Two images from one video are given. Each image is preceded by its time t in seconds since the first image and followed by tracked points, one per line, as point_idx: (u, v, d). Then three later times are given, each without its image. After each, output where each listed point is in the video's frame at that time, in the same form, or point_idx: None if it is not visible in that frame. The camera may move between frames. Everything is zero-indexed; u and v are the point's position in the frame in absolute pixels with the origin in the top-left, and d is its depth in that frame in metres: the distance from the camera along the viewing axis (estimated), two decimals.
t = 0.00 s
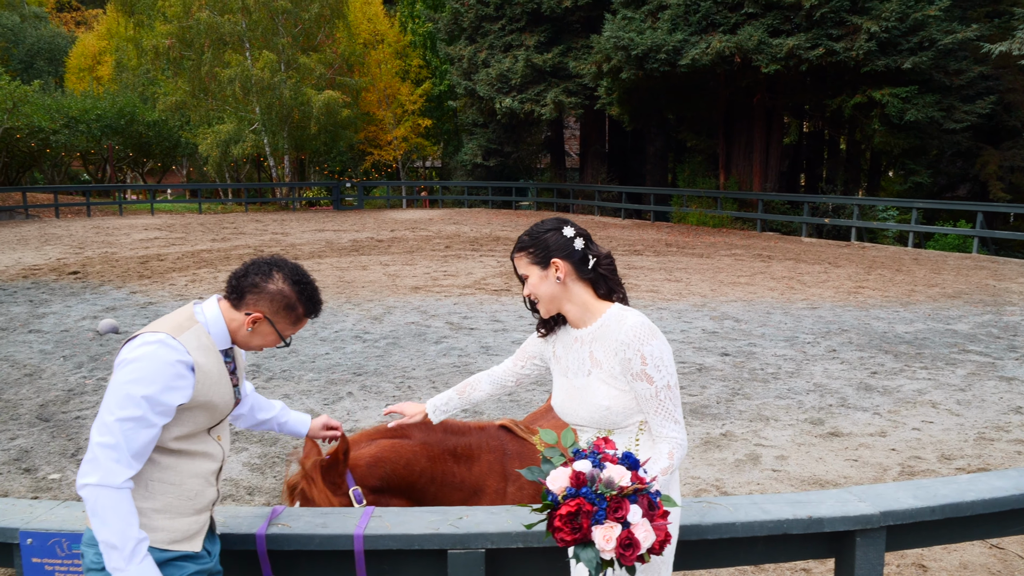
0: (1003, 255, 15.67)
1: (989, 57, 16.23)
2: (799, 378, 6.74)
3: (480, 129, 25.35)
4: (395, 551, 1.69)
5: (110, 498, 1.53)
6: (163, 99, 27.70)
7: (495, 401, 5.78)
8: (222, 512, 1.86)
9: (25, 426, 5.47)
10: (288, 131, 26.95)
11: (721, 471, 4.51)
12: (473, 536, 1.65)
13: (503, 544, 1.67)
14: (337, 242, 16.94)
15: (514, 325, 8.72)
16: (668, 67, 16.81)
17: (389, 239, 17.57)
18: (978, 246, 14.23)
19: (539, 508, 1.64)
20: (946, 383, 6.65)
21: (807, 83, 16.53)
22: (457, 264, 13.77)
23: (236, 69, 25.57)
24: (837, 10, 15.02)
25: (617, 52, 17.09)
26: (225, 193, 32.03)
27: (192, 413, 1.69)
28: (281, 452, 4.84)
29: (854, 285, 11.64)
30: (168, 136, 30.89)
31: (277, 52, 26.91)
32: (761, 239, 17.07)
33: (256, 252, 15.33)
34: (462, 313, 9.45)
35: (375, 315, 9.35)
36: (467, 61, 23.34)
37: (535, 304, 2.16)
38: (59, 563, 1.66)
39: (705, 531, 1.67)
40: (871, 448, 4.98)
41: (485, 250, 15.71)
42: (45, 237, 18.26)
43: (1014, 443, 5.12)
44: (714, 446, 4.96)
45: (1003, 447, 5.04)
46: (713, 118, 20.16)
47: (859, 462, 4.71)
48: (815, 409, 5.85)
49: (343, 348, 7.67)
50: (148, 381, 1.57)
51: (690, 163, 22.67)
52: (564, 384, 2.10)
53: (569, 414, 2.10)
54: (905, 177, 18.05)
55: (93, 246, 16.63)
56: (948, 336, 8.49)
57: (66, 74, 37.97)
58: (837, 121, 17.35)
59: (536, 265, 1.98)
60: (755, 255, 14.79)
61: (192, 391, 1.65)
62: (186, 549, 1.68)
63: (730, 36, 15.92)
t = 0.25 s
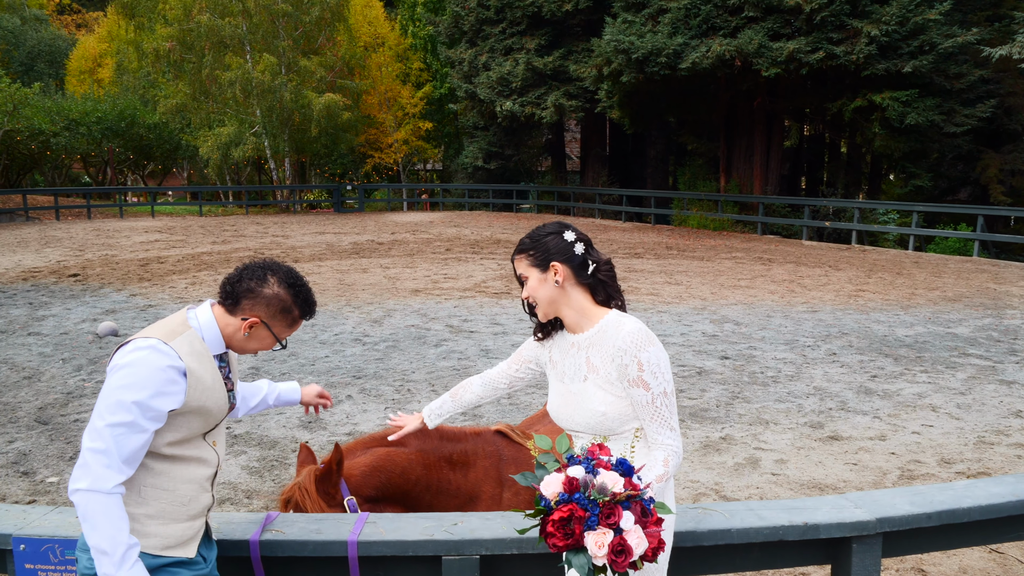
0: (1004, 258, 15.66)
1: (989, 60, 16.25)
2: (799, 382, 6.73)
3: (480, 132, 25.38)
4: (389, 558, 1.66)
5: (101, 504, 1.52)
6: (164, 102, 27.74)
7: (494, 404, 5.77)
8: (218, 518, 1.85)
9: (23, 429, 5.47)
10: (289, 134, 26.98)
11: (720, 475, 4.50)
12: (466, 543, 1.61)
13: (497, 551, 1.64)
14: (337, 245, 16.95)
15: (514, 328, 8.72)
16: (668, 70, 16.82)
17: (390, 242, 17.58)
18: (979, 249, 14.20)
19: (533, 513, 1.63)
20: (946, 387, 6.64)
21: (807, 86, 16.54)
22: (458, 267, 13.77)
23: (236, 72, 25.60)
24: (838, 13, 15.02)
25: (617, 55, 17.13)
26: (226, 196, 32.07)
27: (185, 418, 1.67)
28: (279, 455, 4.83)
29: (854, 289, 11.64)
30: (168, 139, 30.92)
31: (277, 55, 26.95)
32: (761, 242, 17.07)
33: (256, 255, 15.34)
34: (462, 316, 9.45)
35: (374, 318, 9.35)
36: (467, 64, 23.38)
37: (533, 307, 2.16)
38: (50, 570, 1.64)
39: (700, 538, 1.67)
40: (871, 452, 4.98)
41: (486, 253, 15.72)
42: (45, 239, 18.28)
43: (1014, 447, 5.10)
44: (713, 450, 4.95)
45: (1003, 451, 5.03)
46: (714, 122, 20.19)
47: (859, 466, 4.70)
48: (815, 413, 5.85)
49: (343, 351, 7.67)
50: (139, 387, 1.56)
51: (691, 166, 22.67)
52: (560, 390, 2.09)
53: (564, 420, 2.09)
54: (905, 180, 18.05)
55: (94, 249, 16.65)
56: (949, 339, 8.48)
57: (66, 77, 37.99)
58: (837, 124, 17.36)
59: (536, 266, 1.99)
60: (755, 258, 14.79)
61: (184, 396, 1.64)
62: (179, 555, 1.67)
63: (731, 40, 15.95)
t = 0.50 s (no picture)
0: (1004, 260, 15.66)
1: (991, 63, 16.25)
2: (800, 384, 6.72)
3: (482, 134, 25.39)
4: (390, 560, 1.65)
5: (110, 506, 1.51)
6: (166, 104, 27.76)
7: (494, 407, 5.77)
8: (221, 520, 1.83)
9: (24, 431, 5.47)
10: (290, 136, 27.00)
11: (721, 478, 4.50)
12: (469, 545, 1.60)
13: (500, 553, 1.62)
14: (338, 247, 16.96)
15: (514, 331, 8.72)
16: (670, 72, 16.83)
17: (391, 244, 17.58)
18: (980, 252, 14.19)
19: (537, 513, 1.63)
20: (947, 389, 6.63)
21: (809, 88, 16.53)
22: (458, 269, 13.78)
23: (238, 74, 25.63)
24: (840, 16, 15.03)
25: (619, 57, 17.11)
26: (227, 198, 32.09)
27: (190, 419, 1.66)
28: (280, 457, 4.83)
29: (855, 291, 11.63)
30: (170, 141, 30.95)
31: (279, 57, 26.96)
32: (763, 244, 17.07)
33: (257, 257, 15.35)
34: (462, 318, 9.45)
35: (375, 320, 9.35)
36: (469, 67, 23.40)
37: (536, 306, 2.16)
38: (53, 571, 1.64)
39: (701, 540, 1.66)
40: (872, 454, 4.97)
41: (487, 255, 15.72)
42: (47, 241, 18.29)
43: (1016, 450, 5.09)
44: (714, 452, 4.94)
45: (1004, 454, 5.02)
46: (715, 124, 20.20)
47: (860, 468, 4.70)
48: (816, 415, 5.84)
49: (344, 353, 7.67)
50: (144, 390, 1.55)
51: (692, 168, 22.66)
52: (562, 392, 2.08)
53: (566, 421, 2.08)
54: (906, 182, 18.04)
55: (95, 251, 16.66)
56: (950, 341, 8.47)
57: (68, 79, 38.01)
58: (839, 126, 17.35)
59: (543, 265, 1.99)
60: (756, 260, 14.78)
61: (189, 397, 1.63)
62: (184, 555, 1.66)
63: (732, 42, 15.96)
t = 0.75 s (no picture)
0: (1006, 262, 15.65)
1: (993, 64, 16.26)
2: (802, 385, 6.72)
3: (484, 135, 25.43)
4: (394, 557, 1.64)
5: (119, 498, 1.51)
6: (168, 106, 27.81)
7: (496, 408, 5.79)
8: (225, 517, 1.82)
9: (28, 431, 5.48)
10: (293, 137, 27.06)
11: (723, 478, 4.51)
12: (473, 543, 1.60)
13: (504, 550, 1.62)
14: (341, 249, 16.98)
15: (517, 332, 8.74)
16: (672, 74, 16.84)
17: (393, 245, 17.61)
18: (982, 253, 14.18)
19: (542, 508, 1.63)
20: (950, 391, 6.62)
21: (811, 89, 16.54)
22: (461, 271, 13.80)
23: (240, 76, 25.67)
24: (841, 17, 15.04)
25: (621, 59, 17.09)
26: (229, 199, 32.15)
27: (195, 413, 1.67)
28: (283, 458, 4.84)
29: (858, 292, 11.64)
30: (172, 143, 31.00)
31: (281, 59, 27.00)
32: (764, 245, 17.09)
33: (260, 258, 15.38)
34: (465, 320, 9.47)
35: (378, 321, 9.37)
36: (471, 68, 23.44)
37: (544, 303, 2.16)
38: (61, 567, 1.65)
39: (705, 537, 1.67)
40: (874, 455, 4.97)
41: (489, 256, 15.75)
42: (50, 243, 18.34)
43: (1018, 451, 5.09)
44: (716, 453, 4.95)
45: (1007, 455, 5.02)
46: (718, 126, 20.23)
47: (863, 469, 4.71)
48: (818, 417, 5.84)
49: (346, 354, 7.69)
50: (153, 383, 1.56)
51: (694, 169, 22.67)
52: (569, 389, 2.09)
53: (572, 418, 2.09)
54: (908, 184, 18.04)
55: (98, 252, 16.69)
56: (952, 343, 8.47)
57: (71, 81, 38.06)
58: (841, 127, 17.35)
59: (551, 262, 1.99)
60: (758, 262, 14.79)
61: (195, 390, 1.64)
62: (188, 551, 1.65)
63: (734, 43, 15.97)
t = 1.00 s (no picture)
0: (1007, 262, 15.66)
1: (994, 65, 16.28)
2: (803, 386, 6.73)
3: (485, 137, 25.45)
4: (398, 555, 1.65)
5: (126, 494, 1.52)
6: (169, 107, 27.81)
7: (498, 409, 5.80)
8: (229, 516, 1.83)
9: (31, 432, 5.50)
10: (294, 138, 27.10)
11: (725, 478, 4.52)
12: (477, 540, 1.61)
13: (507, 548, 1.63)
14: (342, 250, 17.01)
15: (518, 333, 8.75)
16: (673, 75, 16.86)
17: (395, 247, 17.64)
18: (983, 254, 14.19)
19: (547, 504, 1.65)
20: (951, 391, 6.63)
21: (812, 91, 16.56)
22: (462, 272, 13.81)
23: (242, 77, 25.69)
24: (842, 18, 15.06)
25: (622, 60, 17.09)
26: (230, 201, 32.20)
27: (200, 411, 1.68)
28: (285, 458, 4.85)
29: (859, 293, 11.65)
30: (173, 144, 31.04)
31: (282, 60, 27.02)
32: (766, 246, 17.09)
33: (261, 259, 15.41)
34: (466, 320, 9.48)
35: (379, 322, 9.39)
36: (473, 70, 23.47)
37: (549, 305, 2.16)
38: (67, 565, 1.66)
39: (707, 536, 1.68)
40: (875, 455, 4.99)
41: (490, 257, 15.77)
42: (51, 244, 18.38)
43: (1019, 451, 5.10)
44: (718, 453, 4.96)
45: (1008, 455, 5.03)
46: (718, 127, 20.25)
47: (864, 469, 4.72)
48: (819, 417, 5.85)
49: (348, 355, 7.70)
50: (160, 380, 1.57)
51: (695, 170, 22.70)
52: (574, 387, 2.10)
53: (578, 416, 2.09)
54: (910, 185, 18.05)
55: (100, 253, 16.73)
56: (953, 343, 8.49)
57: (72, 83, 38.11)
58: (842, 128, 17.36)
59: (558, 262, 2.00)
60: (759, 263, 14.79)
61: (200, 388, 1.65)
62: (192, 548, 1.66)
63: (735, 45, 15.97)
